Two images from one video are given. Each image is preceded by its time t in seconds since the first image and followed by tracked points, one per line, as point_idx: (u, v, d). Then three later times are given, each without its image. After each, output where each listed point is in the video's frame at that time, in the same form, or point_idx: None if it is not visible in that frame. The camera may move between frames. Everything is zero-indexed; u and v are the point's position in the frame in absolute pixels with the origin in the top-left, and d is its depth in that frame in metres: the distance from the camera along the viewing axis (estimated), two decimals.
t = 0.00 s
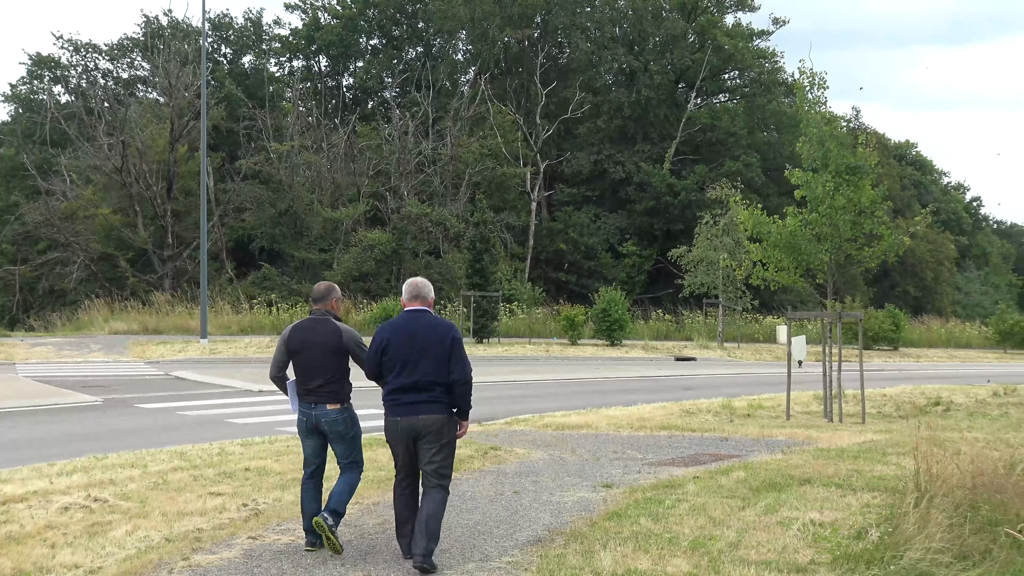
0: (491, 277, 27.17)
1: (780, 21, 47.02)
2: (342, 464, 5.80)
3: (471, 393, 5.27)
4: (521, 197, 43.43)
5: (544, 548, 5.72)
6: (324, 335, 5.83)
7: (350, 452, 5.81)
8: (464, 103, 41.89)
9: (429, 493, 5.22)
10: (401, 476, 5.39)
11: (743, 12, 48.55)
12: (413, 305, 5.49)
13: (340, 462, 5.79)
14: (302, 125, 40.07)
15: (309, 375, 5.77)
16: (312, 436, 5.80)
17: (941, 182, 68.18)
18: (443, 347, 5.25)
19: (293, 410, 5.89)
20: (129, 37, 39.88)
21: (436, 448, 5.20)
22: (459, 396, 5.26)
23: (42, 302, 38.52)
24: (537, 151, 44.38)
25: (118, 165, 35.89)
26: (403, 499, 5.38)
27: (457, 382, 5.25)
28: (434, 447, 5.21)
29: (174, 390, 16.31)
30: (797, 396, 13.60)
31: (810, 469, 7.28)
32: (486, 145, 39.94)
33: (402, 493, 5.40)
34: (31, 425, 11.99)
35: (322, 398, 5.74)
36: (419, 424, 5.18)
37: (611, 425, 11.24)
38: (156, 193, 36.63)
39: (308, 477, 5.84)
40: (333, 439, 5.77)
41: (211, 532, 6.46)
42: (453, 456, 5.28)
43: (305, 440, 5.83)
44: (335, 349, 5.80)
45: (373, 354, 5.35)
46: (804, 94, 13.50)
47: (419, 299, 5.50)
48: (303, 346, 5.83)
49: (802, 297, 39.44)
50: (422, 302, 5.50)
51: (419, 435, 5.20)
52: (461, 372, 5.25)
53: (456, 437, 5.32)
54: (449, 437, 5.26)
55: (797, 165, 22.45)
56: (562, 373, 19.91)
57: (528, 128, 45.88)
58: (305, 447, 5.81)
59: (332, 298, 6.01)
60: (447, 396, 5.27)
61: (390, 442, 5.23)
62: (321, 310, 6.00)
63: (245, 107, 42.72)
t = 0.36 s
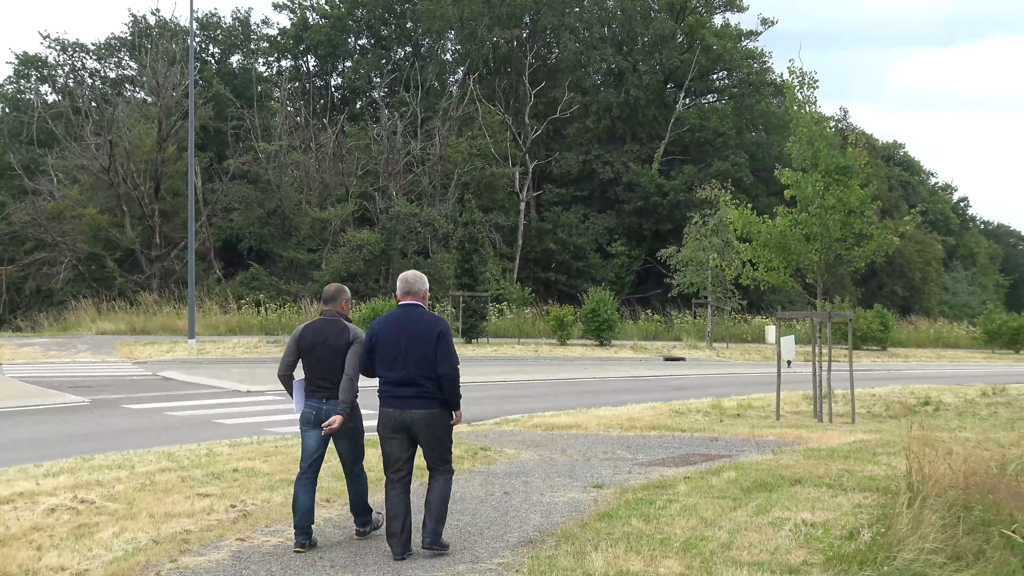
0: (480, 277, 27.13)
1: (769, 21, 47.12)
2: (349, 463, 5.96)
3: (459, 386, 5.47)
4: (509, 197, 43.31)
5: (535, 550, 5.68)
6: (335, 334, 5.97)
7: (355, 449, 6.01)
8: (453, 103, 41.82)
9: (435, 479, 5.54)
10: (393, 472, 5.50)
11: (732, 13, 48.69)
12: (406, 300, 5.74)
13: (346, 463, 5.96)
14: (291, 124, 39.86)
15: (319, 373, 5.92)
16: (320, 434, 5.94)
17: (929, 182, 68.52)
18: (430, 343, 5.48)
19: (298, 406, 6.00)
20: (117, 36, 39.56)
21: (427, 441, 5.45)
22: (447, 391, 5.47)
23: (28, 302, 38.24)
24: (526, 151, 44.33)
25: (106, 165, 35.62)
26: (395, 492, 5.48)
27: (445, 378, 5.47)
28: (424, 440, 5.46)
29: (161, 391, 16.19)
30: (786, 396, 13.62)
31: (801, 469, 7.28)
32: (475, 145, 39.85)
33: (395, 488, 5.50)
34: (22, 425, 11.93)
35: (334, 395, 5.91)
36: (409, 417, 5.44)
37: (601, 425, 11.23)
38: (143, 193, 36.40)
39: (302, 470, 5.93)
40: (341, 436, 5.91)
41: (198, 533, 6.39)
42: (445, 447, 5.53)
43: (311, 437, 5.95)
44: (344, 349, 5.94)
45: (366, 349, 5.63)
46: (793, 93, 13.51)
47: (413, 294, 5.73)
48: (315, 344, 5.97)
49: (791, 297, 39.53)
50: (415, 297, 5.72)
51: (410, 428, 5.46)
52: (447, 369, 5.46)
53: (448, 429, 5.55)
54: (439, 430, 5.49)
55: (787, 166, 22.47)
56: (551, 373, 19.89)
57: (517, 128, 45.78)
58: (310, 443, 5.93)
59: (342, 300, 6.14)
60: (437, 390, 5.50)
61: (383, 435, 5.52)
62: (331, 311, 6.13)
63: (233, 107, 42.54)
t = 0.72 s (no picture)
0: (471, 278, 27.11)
1: (758, 22, 47.25)
2: (361, 458, 6.17)
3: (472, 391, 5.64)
4: (499, 197, 43.22)
5: (529, 552, 5.67)
6: (357, 334, 6.27)
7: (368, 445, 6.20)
8: (442, 103, 41.75)
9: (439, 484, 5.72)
10: (396, 468, 5.66)
11: (721, 14, 48.79)
12: (420, 306, 5.86)
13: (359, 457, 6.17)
14: (280, 124, 39.68)
15: (339, 370, 6.20)
16: (337, 428, 6.21)
17: (917, 183, 68.90)
18: (447, 348, 5.62)
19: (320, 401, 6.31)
20: (106, 36, 39.30)
21: (440, 443, 5.62)
22: (462, 396, 5.64)
23: (14, 302, 37.93)
24: (516, 151, 44.29)
25: (94, 165, 35.39)
26: (398, 488, 5.63)
27: (460, 381, 5.61)
28: (437, 442, 5.62)
29: (151, 391, 16.10)
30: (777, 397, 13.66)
31: (793, 471, 7.29)
32: (465, 145, 39.79)
33: (399, 483, 5.66)
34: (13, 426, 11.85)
35: (351, 391, 6.17)
36: (424, 420, 5.59)
37: (592, 426, 11.25)
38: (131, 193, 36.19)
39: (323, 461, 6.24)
40: (357, 431, 6.16)
41: (189, 536, 6.35)
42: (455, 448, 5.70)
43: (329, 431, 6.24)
44: (364, 349, 6.23)
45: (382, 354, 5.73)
46: (785, 94, 13.53)
47: (426, 300, 5.85)
48: (337, 342, 6.26)
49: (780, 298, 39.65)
50: (429, 303, 5.85)
51: (423, 430, 5.61)
52: (463, 372, 5.60)
53: (459, 431, 5.73)
54: (452, 432, 5.66)
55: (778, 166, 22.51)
56: (541, 374, 19.89)
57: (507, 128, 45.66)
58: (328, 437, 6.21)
59: (366, 302, 6.46)
60: (451, 394, 5.65)
61: (397, 436, 5.65)
62: (354, 312, 6.44)
63: (222, 107, 42.35)
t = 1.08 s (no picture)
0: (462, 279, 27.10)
1: (749, 22, 47.35)
2: (365, 459, 6.16)
3: (491, 386, 5.83)
4: (490, 197, 43.14)
5: (524, 556, 5.65)
6: (363, 338, 6.31)
7: (373, 445, 6.20)
8: (433, 103, 41.69)
9: (448, 478, 5.83)
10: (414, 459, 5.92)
11: (712, 14, 48.86)
12: (437, 304, 5.99)
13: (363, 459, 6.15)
14: (271, 124, 39.52)
15: (345, 373, 6.22)
16: (345, 430, 6.26)
17: (907, 183, 69.10)
18: (469, 345, 5.77)
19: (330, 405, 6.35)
20: (95, 35, 39.13)
21: (459, 437, 5.77)
22: (480, 391, 5.82)
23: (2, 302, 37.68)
24: (507, 151, 44.25)
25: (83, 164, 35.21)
26: (416, 477, 5.91)
27: (479, 377, 5.82)
28: (456, 435, 5.78)
29: (141, 393, 16.01)
30: (770, 397, 13.69)
31: (788, 473, 7.29)
32: (456, 145, 39.72)
33: (417, 471, 5.93)
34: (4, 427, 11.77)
35: (355, 393, 6.18)
36: (443, 414, 5.75)
37: (585, 427, 11.25)
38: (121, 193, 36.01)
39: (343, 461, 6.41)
40: (364, 432, 6.20)
41: (181, 540, 6.30)
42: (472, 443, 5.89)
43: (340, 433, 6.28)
44: (370, 351, 6.26)
45: (401, 351, 5.83)
46: (777, 94, 13.55)
47: (444, 298, 5.98)
48: (342, 347, 6.30)
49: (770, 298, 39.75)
50: (446, 301, 5.98)
51: (442, 425, 5.76)
52: (483, 369, 5.81)
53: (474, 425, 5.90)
54: (469, 427, 5.83)
55: (771, 167, 22.54)
56: (533, 374, 19.88)
57: (498, 128, 45.56)
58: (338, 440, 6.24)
59: (371, 307, 6.48)
60: (469, 389, 5.84)
61: (416, 430, 5.79)
62: (361, 316, 6.46)
63: (213, 107, 42.20)
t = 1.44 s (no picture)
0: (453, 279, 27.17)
1: (739, 22, 47.45)
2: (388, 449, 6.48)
3: (492, 389, 5.90)
4: (481, 197, 43.04)
5: (518, 559, 5.63)
6: (367, 335, 6.51)
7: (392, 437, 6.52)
8: (424, 103, 41.61)
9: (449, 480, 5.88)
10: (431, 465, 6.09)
11: (702, 14, 48.95)
12: (442, 308, 6.12)
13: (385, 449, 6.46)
14: (260, 124, 39.34)
15: (354, 371, 6.46)
16: (356, 425, 6.45)
17: (896, 183, 69.40)
18: (468, 348, 5.87)
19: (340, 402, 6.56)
20: (85, 34, 38.92)
21: (460, 440, 5.85)
22: (481, 394, 5.90)
23: None
24: (497, 151, 44.20)
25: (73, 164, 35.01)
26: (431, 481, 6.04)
27: (479, 380, 5.90)
28: (458, 439, 5.86)
29: (132, 393, 15.93)
30: (761, 397, 13.74)
31: (781, 474, 7.30)
32: (446, 146, 39.62)
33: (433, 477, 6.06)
34: None
35: (368, 389, 6.45)
36: (444, 416, 5.85)
37: (578, 427, 11.26)
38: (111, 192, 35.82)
39: (346, 463, 6.46)
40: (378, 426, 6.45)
41: (174, 544, 6.26)
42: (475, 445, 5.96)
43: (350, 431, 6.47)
44: (374, 348, 6.46)
45: (405, 357, 5.95)
46: (769, 94, 13.57)
47: (450, 304, 6.10)
48: (347, 343, 6.52)
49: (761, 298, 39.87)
50: (453, 307, 6.09)
51: (444, 427, 5.87)
52: (483, 372, 5.88)
53: (478, 428, 5.96)
54: (470, 430, 5.90)
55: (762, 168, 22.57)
56: (525, 374, 19.89)
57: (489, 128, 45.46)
58: (351, 436, 6.43)
59: (374, 305, 6.66)
60: (471, 392, 5.92)
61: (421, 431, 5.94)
62: (364, 314, 6.67)
63: (203, 107, 42.06)
